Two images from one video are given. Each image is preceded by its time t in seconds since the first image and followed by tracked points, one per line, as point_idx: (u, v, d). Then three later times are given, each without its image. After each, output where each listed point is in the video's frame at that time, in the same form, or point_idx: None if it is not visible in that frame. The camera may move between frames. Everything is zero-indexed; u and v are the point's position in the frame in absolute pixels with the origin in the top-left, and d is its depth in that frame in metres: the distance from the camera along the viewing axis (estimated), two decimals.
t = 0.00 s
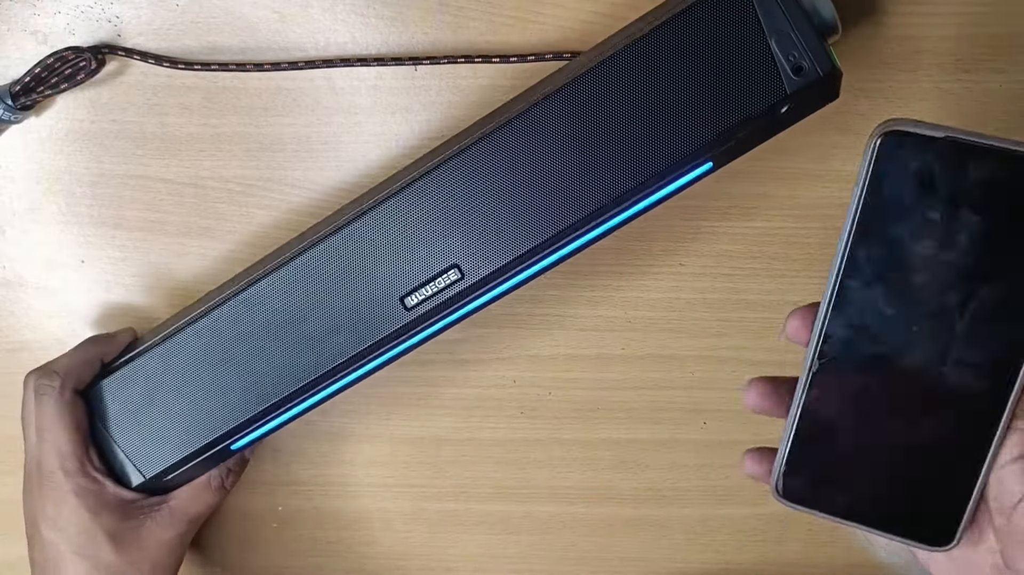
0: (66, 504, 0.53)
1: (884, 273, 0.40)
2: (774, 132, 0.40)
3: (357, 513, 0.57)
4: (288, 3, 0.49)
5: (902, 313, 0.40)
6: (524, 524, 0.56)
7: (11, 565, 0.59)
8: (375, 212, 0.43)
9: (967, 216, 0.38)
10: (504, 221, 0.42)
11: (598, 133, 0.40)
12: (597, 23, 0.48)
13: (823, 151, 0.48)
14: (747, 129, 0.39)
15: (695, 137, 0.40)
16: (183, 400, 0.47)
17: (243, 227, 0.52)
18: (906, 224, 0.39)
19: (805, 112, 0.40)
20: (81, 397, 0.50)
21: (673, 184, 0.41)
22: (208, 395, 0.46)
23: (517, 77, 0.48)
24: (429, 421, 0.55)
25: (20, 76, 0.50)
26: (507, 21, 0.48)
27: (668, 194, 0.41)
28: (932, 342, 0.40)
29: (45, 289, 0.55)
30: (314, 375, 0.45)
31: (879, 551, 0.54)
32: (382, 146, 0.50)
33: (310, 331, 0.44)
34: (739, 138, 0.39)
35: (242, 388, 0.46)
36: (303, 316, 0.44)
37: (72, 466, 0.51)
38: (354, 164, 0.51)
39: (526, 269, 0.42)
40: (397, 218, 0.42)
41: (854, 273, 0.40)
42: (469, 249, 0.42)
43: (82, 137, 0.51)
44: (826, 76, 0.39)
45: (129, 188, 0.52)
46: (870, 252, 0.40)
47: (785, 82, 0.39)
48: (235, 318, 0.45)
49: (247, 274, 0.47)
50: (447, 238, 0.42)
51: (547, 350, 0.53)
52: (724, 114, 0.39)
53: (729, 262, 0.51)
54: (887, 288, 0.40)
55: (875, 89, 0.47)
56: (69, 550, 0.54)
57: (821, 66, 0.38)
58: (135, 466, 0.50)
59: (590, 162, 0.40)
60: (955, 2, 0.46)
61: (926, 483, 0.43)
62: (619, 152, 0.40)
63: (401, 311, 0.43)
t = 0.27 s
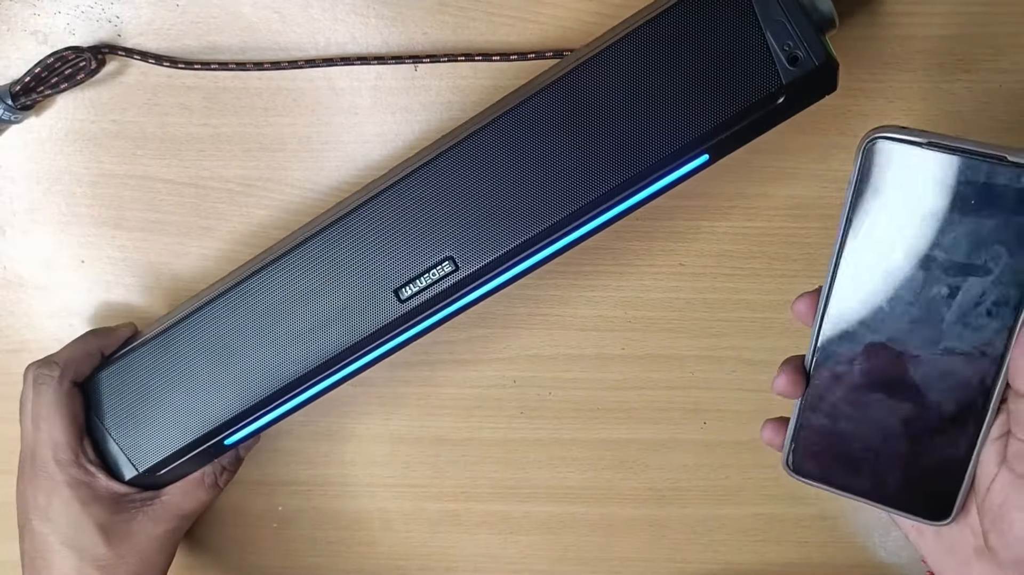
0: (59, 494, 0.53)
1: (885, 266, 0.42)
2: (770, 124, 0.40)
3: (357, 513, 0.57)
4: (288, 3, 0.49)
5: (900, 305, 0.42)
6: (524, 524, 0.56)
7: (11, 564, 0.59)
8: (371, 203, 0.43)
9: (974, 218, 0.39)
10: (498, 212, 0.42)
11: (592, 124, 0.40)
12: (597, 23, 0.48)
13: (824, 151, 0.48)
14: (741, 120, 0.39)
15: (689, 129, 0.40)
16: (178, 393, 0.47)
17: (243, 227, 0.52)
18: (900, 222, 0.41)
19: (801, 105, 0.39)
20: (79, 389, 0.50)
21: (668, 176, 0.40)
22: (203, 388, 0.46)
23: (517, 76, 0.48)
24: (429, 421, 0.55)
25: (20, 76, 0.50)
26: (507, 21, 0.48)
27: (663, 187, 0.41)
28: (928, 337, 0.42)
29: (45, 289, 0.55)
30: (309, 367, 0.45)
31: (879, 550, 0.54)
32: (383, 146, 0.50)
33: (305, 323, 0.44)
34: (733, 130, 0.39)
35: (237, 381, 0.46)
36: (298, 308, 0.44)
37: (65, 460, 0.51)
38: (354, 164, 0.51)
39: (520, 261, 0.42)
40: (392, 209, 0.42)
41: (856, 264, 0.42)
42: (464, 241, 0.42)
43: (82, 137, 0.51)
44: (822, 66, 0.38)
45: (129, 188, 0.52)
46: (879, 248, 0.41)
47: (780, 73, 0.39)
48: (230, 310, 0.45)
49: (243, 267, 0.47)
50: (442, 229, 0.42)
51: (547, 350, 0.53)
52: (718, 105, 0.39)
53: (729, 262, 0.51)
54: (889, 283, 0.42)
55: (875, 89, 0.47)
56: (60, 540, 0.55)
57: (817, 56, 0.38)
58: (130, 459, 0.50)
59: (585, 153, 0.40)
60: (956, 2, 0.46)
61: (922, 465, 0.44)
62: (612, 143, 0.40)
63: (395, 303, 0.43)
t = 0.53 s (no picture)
0: (58, 493, 0.53)
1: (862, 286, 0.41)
2: (769, 123, 0.40)
3: (357, 513, 0.57)
4: (288, 3, 0.49)
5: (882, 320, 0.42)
6: (524, 524, 0.56)
7: (11, 564, 0.59)
8: (370, 202, 0.43)
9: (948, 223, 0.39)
10: (497, 211, 0.42)
11: (591, 123, 0.40)
12: (597, 23, 0.48)
13: (823, 151, 0.48)
14: (741, 120, 0.39)
15: (688, 128, 0.40)
16: (177, 393, 0.47)
17: (243, 227, 0.52)
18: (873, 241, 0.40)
19: (801, 104, 0.39)
20: (78, 388, 0.50)
21: (667, 175, 0.40)
22: (202, 388, 0.46)
23: (517, 76, 0.48)
24: (429, 422, 0.55)
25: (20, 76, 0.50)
26: (507, 21, 0.48)
27: (661, 186, 0.41)
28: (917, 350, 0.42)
29: (45, 289, 0.55)
30: (308, 366, 0.45)
31: (880, 550, 0.54)
32: (382, 146, 0.50)
33: (304, 323, 0.44)
34: (732, 129, 0.39)
35: (236, 380, 0.46)
36: (296, 308, 0.44)
37: (64, 459, 0.51)
38: (354, 164, 0.51)
39: (519, 261, 0.42)
40: (391, 209, 0.42)
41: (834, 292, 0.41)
42: (464, 240, 0.42)
43: (82, 137, 0.51)
44: (821, 65, 0.38)
45: (129, 188, 0.52)
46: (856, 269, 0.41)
47: (780, 72, 0.39)
48: (229, 310, 0.45)
49: (242, 266, 0.47)
50: (441, 229, 0.42)
51: (547, 350, 0.53)
52: (718, 105, 0.39)
53: (729, 262, 0.51)
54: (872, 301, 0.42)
55: (875, 89, 0.47)
56: (59, 540, 0.55)
57: (817, 55, 0.38)
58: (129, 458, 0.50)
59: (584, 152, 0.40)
60: (957, 2, 0.46)
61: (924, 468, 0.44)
62: (610, 142, 0.40)
63: (394, 302, 0.43)
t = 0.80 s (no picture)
0: (58, 493, 0.53)
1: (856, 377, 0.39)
2: (770, 123, 0.40)
3: (357, 513, 0.57)
4: (288, 3, 0.49)
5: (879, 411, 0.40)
6: (524, 524, 0.56)
7: (11, 564, 0.59)
8: (370, 202, 0.43)
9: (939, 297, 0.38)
10: (497, 211, 0.42)
11: (591, 124, 0.40)
12: (597, 23, 0.48)
13: (824, 151, 0.48)
14: (742, 119, 0.39)
15: (687, 128, 0.40)
16: (176, 393, 0.47)
17: (243, 227, 0.52)
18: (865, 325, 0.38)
19: (801, 104, 0.40)
20: (78, 388, 0.50)
21: (667, 176, 0.40)
22: (201, 388, 0.46)
23: (517, 76, 0.48)
24: (429, 422, 0.55)
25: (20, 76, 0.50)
26: (507, 20, 0.48)
27: (662, 185, 0.41)
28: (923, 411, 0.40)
29: (45, 289, 0.55)
30: (308, 366, 0.45)
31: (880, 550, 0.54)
32: (382, 146, 0.50)
33: (303, 323, 0.44)
34: (733, 128, 0.39)
35: (236, 381, 0.46)
36: (296, 308, 0.44)
37: (64, 458, 0.51)
38: (355, 164, 0.51)
39: (519, 261, 0.42)
40: (391, 209, 0.42)
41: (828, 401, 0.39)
42: (464, 240, 0.42)
43: (82, 137, 0.51)
44: (820, 65, 0.38)
45: (129, 188, 0.52)
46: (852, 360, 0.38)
47: (780, 72, 0.39)
48: (228, 310, 0.45)
49: (242, 267, 0.47)
50: (441, 228, 0.42)
51: (547, 350, 0.53)
52: (718, 104, 0.39)
53: (729, 262, 0.51)
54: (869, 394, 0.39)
55: (876, 89, 0.47)
56: (59, 539, 0.55)
57: (816, 54, 0.38)
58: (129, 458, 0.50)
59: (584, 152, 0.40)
60: (957, 2, 0.46)
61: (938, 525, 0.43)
62: (609, 142, 0.40)
63: (394, 302, 0.43)
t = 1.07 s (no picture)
0: (60, 495, 0.53)
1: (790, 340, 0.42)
2: (771, 125, 0.40)
3: (357, 513, 0.57)
4: (288, 3, 0.49)
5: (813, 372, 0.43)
6: (524, 524, 0.56)
7: (11, 564, 0.59)
8: (372, 204, 0.43)
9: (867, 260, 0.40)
10: (499, 213, 0.41)
11: (593, 126, 0.40)
12: (597, 23, 0.48)
13: (824, 151, 0.48)
14: (744, 121, 0.39)
15: (689, 131, 0.40)
16: (177, 395, 0.47)
17: (243, 227, 0.52)
18: (790, 285, 0.41)
19: (802, 106, 0.40)
20: (79, 390, 0.50)
21: (669, 178, 0.40)
22: (203, 390, 0.46)
23: (517, 77, 0.48)
24: (429, 422, 0.55)
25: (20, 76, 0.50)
26: (507, 20, 0.48)
27: (664, 188, 0.41)
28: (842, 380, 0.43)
29: (45, 289, 0.55)
30: (310, 368, 0.45)
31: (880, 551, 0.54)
32: (383, 146, 0.50)
33: (305, 326, 0.44)
34: (734, 131, 0.39)
35: (238, 383, 0.46)
36: (297, 311, 0.44)
37: (66, 461, 0.51)
38: (355, 164, 0.51)
39: (522, 263, 0.42)
40: (393, 210, 0.42)
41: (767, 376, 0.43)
42: (466, 242, 0.42)
43: (82, 137, 0.51)
44: (822, 68, 0.38)
45: (129, 188, 0.52)
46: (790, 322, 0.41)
47: (782, 74, 0.39)
48: (230, 312, 0.45)
49: (243, 268, 0.47)
50: (443, 230, 0.42)
51: (548, 350, 0.53)
52: (720, 107, 0.39)
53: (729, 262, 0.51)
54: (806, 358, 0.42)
55: (876, 89, 0.47)
56: (61, 541, 0.55)
57: (818, 57, 0.38)
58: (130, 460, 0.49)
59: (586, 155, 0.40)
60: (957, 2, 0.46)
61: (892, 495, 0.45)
62: (611, 145, 0.40)
63: (397, 304, 0.43)
